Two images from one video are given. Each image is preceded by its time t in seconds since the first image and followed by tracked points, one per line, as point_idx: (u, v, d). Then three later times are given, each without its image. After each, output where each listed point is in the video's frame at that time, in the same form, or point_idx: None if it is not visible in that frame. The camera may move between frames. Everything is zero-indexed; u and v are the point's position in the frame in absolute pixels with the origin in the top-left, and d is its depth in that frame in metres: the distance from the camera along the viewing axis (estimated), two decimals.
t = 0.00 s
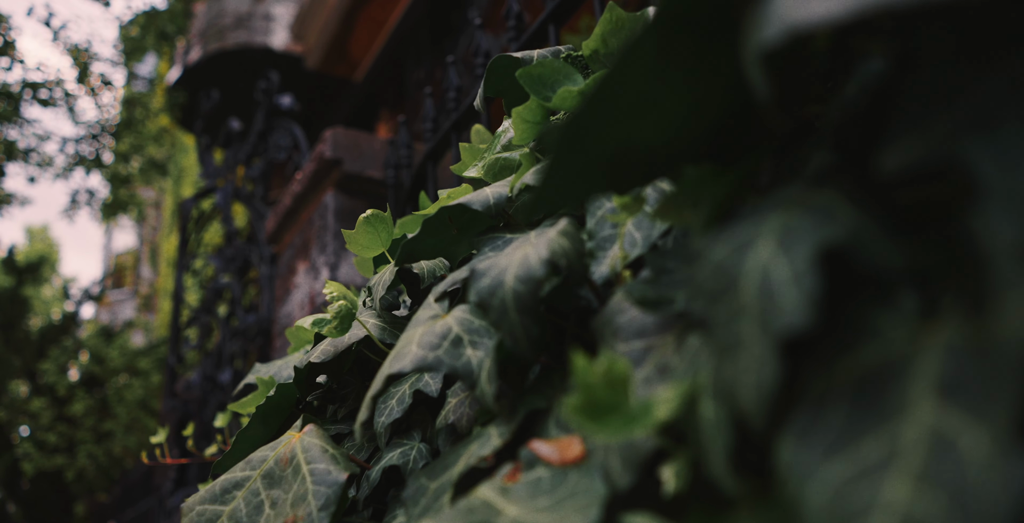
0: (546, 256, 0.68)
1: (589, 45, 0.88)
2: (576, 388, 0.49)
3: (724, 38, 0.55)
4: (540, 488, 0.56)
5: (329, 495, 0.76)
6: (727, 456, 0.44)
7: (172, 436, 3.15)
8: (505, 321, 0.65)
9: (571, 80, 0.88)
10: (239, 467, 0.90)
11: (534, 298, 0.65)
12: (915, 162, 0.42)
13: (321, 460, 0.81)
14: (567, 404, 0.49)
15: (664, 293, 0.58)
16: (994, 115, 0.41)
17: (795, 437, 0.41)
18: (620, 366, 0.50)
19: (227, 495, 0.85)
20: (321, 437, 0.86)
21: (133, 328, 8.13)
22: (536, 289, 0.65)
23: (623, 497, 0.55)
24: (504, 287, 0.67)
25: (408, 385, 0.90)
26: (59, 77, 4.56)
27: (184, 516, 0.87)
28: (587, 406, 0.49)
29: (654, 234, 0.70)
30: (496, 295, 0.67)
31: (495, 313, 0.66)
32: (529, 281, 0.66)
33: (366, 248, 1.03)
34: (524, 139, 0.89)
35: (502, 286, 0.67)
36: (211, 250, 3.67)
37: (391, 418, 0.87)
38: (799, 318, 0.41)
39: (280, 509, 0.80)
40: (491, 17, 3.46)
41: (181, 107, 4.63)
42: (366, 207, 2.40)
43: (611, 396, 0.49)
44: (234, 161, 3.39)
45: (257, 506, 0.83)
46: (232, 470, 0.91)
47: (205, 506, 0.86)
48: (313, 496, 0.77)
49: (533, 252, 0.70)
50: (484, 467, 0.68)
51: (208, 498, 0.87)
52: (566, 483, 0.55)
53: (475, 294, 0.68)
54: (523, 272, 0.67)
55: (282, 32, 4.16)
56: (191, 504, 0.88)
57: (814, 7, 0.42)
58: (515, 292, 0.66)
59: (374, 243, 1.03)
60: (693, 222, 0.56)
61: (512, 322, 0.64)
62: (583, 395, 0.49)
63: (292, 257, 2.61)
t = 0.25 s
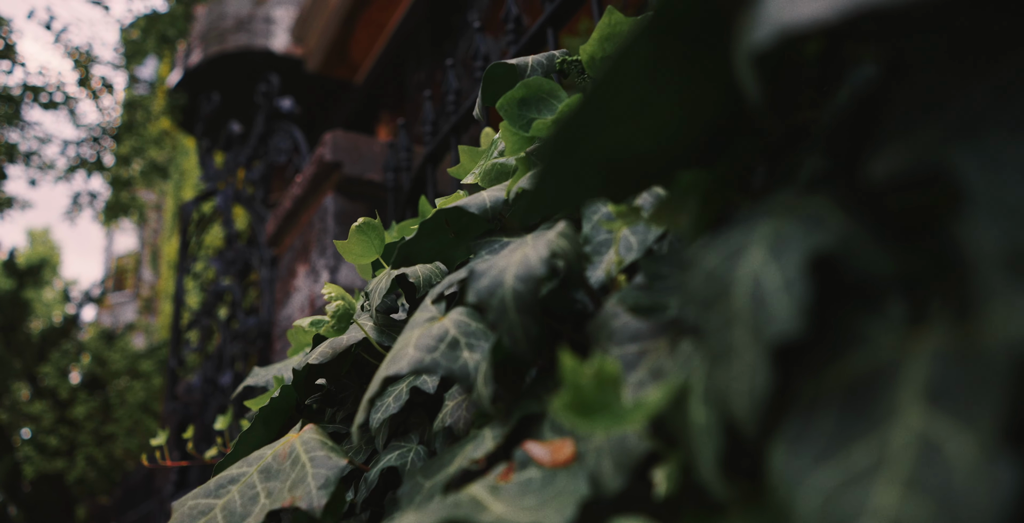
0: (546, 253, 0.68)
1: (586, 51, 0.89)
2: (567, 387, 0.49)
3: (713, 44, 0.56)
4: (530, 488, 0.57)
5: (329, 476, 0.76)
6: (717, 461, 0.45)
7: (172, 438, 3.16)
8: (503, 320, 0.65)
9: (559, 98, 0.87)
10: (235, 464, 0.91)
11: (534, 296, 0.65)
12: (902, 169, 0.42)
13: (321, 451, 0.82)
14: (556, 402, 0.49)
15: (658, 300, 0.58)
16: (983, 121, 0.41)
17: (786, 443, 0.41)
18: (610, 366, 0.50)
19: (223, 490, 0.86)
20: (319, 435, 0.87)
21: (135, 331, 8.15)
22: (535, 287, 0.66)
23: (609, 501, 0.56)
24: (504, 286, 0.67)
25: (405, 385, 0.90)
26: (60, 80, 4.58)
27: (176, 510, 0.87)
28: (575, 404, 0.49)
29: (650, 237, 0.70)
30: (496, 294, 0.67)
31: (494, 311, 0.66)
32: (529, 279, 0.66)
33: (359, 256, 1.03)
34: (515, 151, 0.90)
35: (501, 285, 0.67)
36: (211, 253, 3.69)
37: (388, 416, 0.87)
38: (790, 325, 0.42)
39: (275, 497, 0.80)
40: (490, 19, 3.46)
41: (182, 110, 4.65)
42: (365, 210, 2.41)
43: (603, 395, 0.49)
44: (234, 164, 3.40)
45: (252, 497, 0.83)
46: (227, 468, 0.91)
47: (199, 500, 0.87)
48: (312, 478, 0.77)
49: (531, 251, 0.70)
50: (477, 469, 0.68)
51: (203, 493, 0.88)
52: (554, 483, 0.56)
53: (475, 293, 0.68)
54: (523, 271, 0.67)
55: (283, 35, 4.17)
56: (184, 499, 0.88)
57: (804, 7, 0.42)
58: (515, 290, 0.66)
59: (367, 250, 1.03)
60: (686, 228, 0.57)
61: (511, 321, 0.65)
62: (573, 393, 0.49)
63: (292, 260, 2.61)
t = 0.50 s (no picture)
0: (540, 257, 0.68)
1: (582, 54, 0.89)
2: (565, 392, 0.50)
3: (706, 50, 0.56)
4: (527, 487, 0.57)
5: (326, 512, 0.77)
6: (710, 468, 0.45)
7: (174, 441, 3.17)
8: (498, 323, 0.65)
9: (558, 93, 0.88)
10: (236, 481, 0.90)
11: (529, 300, 0.65)
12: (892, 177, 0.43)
13: (316, 475, 0.82)
14: (555, 409, 0.49)
15: (653, 305, 0.58)
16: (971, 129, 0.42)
17: (779, 451, 0.41)
18: (608, 372, 0.50)
19: (227, 512, 0.86)
20: (315, 450, 0.87)
21: (136, 333, 8.16)
22: (529, 291, 0.66)
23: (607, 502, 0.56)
24: (497, 290, 0.67)
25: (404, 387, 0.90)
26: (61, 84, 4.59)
27: None
28: (575, 411, 0.49)
29: (646, 242, 0.70)
30: (490, 297, 0.67)
31: (489, 315, 0.66)
32: (523, 282, 0.67)
33: (350, 268, 1.04)
34: (511, 151, 0.89)
35: (496, 288, 0.68)
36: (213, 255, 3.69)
37: (386, 419, 0.87)
38: (782, 332, 0.42)
39: None
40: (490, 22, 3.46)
41: (183, 113, 4.66)
42: (366, 212, 2.41)
43: (601, 402, 0.50)
44: (235, 166, 3.40)
45: None
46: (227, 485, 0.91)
47: None
48: (310, 513, 0.78)
49: (527, 254, 0.71)
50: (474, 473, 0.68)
51: (206, 515, 0.87)
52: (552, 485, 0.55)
53: (470, 295, 0.68)
54: (517, 275, 0.68)
55: (283, 38, 4.18)
56: None
57: (783, 27, 0.43)
58: (509, 294, 0.67)
59: (357, 262, 1.04)
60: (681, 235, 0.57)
61: (505, 325, 0.65)
62: (572, 399, 0.49)
63: (293, 263, 2.62)
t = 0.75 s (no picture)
0: (537, 266, 0.69)
1: (580, 62, 0.89)
2: (561, 399, 0.49)
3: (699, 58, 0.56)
4: (522, 488, 0.57)
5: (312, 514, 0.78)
6: (705, 478, 0.45)
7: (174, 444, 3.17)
8: (496, 332, 0.66)
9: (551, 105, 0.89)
10: (244, 488, 0.90)
11: (526, 309, 0.66)
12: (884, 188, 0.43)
13: (310, 478, 0.82)
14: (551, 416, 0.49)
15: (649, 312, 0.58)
16: (962, 139, 0.42)
17: (773, 462, 0.41)
18: (603, 379, 0.50)
19: (234, 518, 0.86)
20: (313, 453, 0.87)
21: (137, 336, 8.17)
22: (527, 300, 0.66)
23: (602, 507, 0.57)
24: (495, 299, 0.68)
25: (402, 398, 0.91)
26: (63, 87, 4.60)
27: None
28: (570, 417, 0.49)
29: (642, 248, 0.70)
30: (488, 306, 0.67)
31: (487, 324, 0.66)
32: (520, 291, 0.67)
33: (353, 270, 1.03)
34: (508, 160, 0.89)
35: (494, 297, 0.68)
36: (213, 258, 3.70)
37: (386, 431, 0.87)
38: (775, 344, 0.42)
39: None
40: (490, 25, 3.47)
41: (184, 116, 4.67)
42: (366, 216, 2.41)
43: (597, 408, 0.50)
44: (236, 170, 3.40)
45: None
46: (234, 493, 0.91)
47: None
48: (298, 515, 0.79)
49: (524, 263, 0.71)
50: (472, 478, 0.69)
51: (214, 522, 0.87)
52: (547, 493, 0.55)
53: (468, 306, 0.69)
54: (514, 283, 0.68)
55: (284, 41, 4.19)
56: None
57: (779, 30, 0.43)
58: (506, 303, 0.67)
59: (361, 265, 1.03)
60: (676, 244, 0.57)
61: (503, 334, 0.65)
62: (567, 406, 0.49)
63: (293, 267, 2.62)
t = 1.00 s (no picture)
0: (532, 271, 0.69)
1: (577, 67, 0.90)
2: (556, 404, 0.49)
3: (692, 67, 0.56)
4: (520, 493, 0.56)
5: (317, 513, 0.78)
6: (697, 483, 0.46)
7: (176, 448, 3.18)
8: (490, 335, 0.66)
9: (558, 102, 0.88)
10: (237, 489, 0.91)
11: (520, 312, 0.66)
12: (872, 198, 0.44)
13: (312, 479, 0.83)
14: (546, 419, 0.49)
15: (644, 319, 0.59)
16: (949, 150, 0.42)
17: (765, 469, 0.42)
18: (599, 384, 0.50)
19: (226, 517, 0.86)
20: (314, 456, 0.88)
21: (140, 340, 8.18)
22: (521, 304, 0.67)
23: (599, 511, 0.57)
24: (490, 302, 0.68)
25: (402, 394, 0.91)
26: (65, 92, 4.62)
27: None
28: (567, 422, 0.49)
29: (639, 253, 0.71)
30: (483, 309, 0.68)
31: (481, 326, 0.67)
32: (515, 295, 0.67)
33: (355, 271, 1.04)
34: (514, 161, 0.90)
35: (489, 300, 0.68)
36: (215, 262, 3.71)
37: (384, 424, 0.87)
38: (766, 353, 0.43)
39: None
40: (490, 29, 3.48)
41: (185, 120, 4.68)
42: (367, 220, 2.42)
43: (592, 414, 0.50)
44: (237, 174, 3.42)
45: None
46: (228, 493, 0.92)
47: None
48: (302, 514, 0.79)
49: (519, 267, 0.71)
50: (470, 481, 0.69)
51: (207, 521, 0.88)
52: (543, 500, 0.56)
53: (463, 307, 0.69)
54: (509, 287, 0.68)
55: (285, 45, 4.20)
56: None
57: (766, 45, 0.44)
58: (502, 307, 0.67)
59: (364, 264, 1.04)
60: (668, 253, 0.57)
61: (498, 337, 0.65)
62: (563, 411, 0.49)
63: (294, 271, 2.63)
